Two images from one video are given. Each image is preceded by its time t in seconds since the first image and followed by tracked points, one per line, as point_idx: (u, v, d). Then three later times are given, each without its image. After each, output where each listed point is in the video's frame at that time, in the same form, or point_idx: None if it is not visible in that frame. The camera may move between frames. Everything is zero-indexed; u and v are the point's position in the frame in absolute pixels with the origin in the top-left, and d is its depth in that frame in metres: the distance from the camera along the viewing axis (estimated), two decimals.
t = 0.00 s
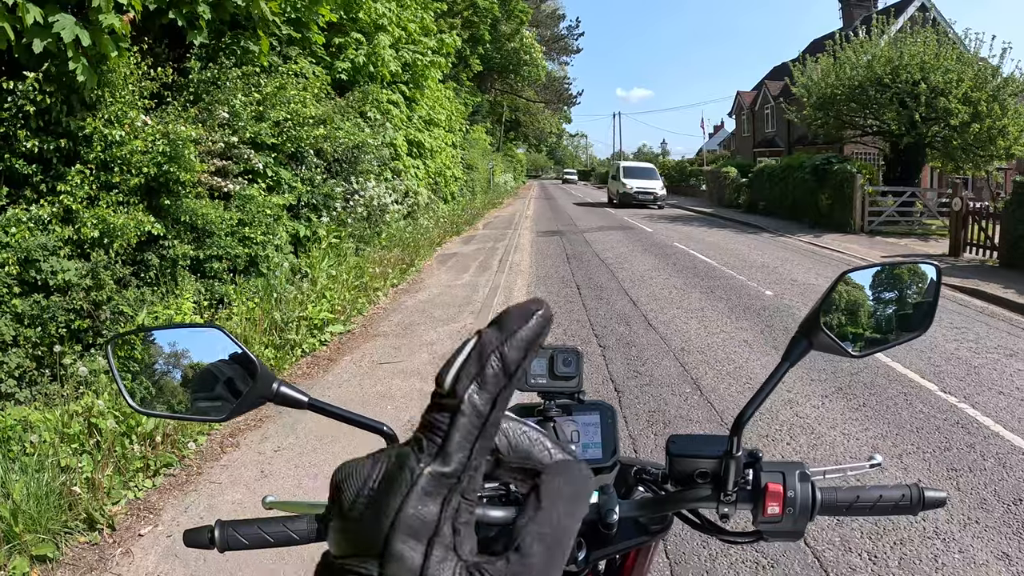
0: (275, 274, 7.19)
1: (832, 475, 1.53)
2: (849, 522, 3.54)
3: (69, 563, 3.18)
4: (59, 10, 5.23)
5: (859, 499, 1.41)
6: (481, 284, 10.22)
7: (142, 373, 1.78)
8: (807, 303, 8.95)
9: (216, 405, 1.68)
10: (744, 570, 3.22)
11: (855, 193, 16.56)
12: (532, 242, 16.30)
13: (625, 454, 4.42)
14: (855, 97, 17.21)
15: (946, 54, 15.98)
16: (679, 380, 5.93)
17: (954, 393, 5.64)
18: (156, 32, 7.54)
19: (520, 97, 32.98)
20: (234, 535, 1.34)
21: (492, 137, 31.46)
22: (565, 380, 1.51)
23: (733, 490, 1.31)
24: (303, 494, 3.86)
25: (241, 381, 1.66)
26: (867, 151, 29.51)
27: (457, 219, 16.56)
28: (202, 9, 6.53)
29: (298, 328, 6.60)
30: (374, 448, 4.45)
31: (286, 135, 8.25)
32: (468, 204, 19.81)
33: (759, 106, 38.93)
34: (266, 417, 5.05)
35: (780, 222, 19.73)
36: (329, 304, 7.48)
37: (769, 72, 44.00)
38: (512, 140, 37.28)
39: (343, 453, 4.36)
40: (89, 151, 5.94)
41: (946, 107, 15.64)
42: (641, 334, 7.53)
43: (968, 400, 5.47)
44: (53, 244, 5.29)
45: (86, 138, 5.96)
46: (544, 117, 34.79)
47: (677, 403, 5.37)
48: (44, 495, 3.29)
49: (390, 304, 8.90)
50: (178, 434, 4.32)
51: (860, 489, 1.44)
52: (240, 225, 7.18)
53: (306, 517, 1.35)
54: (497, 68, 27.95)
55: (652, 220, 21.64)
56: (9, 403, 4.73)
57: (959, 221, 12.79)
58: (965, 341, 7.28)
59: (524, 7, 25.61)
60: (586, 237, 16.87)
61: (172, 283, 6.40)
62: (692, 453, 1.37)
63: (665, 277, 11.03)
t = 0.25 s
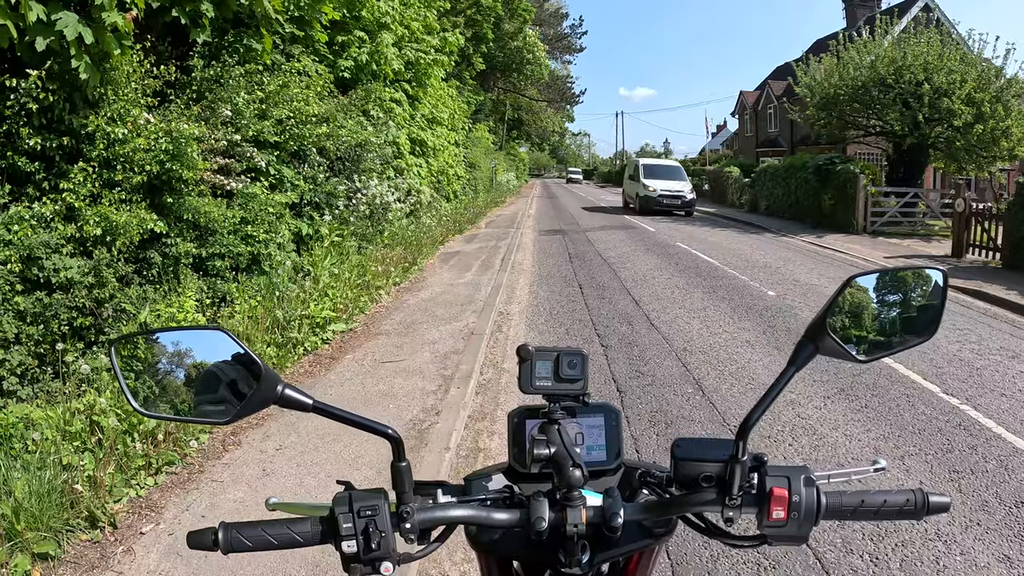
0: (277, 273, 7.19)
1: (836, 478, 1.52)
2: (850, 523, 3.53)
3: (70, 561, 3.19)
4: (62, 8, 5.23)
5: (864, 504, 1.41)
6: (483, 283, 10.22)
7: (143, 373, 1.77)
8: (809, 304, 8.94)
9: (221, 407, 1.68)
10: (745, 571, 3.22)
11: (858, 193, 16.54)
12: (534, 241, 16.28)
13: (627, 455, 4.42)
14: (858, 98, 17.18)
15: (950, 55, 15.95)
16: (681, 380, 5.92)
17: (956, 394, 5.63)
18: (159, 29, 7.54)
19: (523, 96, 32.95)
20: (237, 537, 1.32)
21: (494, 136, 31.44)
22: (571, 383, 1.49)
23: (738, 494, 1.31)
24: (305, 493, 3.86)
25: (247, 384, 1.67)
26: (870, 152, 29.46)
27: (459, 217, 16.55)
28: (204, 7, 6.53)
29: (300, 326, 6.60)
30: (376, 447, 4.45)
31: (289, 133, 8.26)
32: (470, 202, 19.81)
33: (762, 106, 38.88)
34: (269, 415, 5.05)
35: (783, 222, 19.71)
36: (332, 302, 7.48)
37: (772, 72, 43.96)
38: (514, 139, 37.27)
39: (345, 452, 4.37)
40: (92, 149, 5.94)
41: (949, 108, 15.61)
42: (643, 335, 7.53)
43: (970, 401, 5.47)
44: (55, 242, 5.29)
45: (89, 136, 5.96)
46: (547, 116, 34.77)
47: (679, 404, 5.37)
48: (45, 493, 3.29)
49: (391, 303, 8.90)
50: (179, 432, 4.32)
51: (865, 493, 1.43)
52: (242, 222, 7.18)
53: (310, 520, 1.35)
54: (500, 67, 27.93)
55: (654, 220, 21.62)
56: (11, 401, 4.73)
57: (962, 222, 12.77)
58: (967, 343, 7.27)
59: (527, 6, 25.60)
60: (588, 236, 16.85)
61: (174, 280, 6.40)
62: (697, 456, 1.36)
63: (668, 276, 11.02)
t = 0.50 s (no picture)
0: (279, 271, 7.19)
1: (841, 477, 1.52)
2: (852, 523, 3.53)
3: (72, 558, 3.19)
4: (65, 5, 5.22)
5: (869, 502, 1.40)
6: (485, 281, 10.22)
7: (147, 370, 1.77)
8: (811, 303, 8.93)
9: (224, 405, 1.68)
10: (747, 570, 3.22)
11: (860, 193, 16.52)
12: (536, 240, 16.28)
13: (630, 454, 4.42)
14: (861, 97, 17.17)
15: (952, 55, 15.92)
16: (683, 380, 5.92)
17: (958, 395, 5.63)
18: (162, 27, 7.54)
19: (525, 95, 32.93)
20: (243, 534, 1.32)
21: (496, 135, 31.42)
22: (578, 381, 1.48)
23: (745, 492, 1.30)
24: (307, 491, 3.87)
25: (249, 382, 1.67)
26: (872, 152, 29.42)
27: (461, 216, 16.54)
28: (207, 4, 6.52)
29: (302, 324, 6.60)
30: (379, 445, 4.45)
31: (291, 131, 8.26)
32: (472, 201, 19.79)
33: (765, 106, 38.83)
34: (271, 413, 5.05)
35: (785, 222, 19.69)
36: (334, 300, 7.48)
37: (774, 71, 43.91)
38: (516, 138, 37.26)
39: (346, 451, 4.37)
40: (95, 146, 5.95)
41: (952, 108, 15.59)
42: (646, 334, 7.52)
43: (972, 402, 5.46)
44: (58, 239, 5.29)
45: (92, 134, 5.97)
46: (549, 115, 34.75)
47: (681, 403, 5.36)
48: (47, 489, 3.30)
49: (394, 301, 8.90)
50: (181, 429, 4.32)
51: (871, 491, 1.43)
52: (245, 221, 7.18)
53: (316, 517, 1.34)
54: (502, 65, 27.91)
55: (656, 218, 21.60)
56: (13, 398, 4.73)
57: (964, 222, 12.76)
58: (970, 343, 7.27)
59: (530, 5, 25.58)
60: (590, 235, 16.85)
61: (176, 278, 6.40)
62: (705, 454, 1.35)
63: (670, 276, 11.01)
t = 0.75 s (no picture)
0: (281, 270, 7.17)
1: (859, 479, 1.49)
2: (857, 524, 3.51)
3: (74, 559, 3.17)
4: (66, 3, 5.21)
5: (890, 506, 1.38)
6: (487, 281, 10.19)
7: (149, 369, 1.74)
8: (814, 303, 8.90)
9: (228, 408, 1.65)
10: (752, 571, 3.19)
11: (863, 193, 16.48)
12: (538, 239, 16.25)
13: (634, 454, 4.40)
14: (863, 97, 17.13)
15: (954, 55, 15.88)
16: (686, 379, 5.90)
17: (962, 395, 5.60)
18: (164, 26, 7.52)
19: (527, 94, 32.90)
20: (251, 540, 1.30)
21: (498, 134, 31.39)
22: (593, 382, 1.46)
23: (764, 496, 1.28)
24: (309, 491, 3.84)
25: (254, 383, 1.64)
26: (874, 151, 29.38)
27: (462, 215, 16.52)
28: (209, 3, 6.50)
29: (304, 323, 6.58)
30: (381, 445, 4.43)
31: (293, 130, 8.23)
32: (474, 200, 19.76)
33: (767, 105, 38.77)
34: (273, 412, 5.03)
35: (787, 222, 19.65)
36: (336, 299, 7.46)
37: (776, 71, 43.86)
38: (518, 137, 37.24)
39: (349, 450, 4.34)
40: (96, 145, 5.93)
41: (954, 108, 15.55)
42: (649, 333, 7.49)
43: (975, 402, 5.43)
44: (59, 238, 5.27)
45: (93, 132, 5.95)
46: (551, 114, 34.71)
47: (684, 403, 5.34)
48: (48, 489, 3.28)
49: (396, 300, 8.88)
50: (183, 429, 4.30)
51: (891, 495, 1.40)
52: (247, 219, 7.16)
53: (326, 523, 1.32)
54: (504, 64, 27.87)
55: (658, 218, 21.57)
56: (15, 398, 4.71)
57: (966, 222, 12.73)
58: (973, 343, 7.24)
59: (531, 4, 25.56)
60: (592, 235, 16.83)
61: (178, 277, 6.38)
62: (723, 457, 1.33)
63: (673, 275, 10.99)
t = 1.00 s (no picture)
0: (282, 269, 7.11)
1: (888, 482, 1.43)
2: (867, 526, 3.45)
3: (72, 562, 3.11)
4: None
5: (923, 510, 1.31)
6: (489, 280, 10.13)
7: (147, 369, 1.68)
8: (818, 302, 8.84)
9: (228, 413, 1.59)
10: (761, 573, 3.13)
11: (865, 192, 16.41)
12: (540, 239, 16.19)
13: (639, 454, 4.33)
14: (865, 96, 17.07)
15: (957, 54, 15.82)
16: (691, 379, 5.84)
17: (969, 394, 5.54)
18: (164, 23, 7.45)
19: (528, 94, 32.84)
20: (253, 552, 1.23)
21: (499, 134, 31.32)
22: (613, 383, 1.40)
23: (795, 502, 1.21)
24: (311, 493, 3.78)
25: (254, 387, 1.57)
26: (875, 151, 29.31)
27: (464, 215, 16.45)
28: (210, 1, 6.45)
29: (306, 323, 6.52)
30: (383, 445, 4.37)
31: (295, 129, 8.16)
32: (476, 200, 19.69)
33: (768, 105, 38.71)
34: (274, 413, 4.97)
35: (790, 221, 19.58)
36: (337, 298, 7.41)
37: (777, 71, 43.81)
38: (520, 137, 37.18)
39: (351, 451, 4.28)
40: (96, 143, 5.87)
41: (957, 107, 15.49)
42: (652, 333, 7.43)
43: (982, 402, 5.37)
44: (58, 236, 5.21)
45: (93, 130, 5.89)
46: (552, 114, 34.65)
47: (689, 403, 5.28)
48: (46, 491, 3.22)
49: (397, 300, 8.82)
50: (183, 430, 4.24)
51: (922, 498, 1.34)
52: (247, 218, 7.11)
53: (333, 534, 1.26)
54: (505, 64, 27.81)
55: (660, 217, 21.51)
56: (13, 398, 4.65)
57: (969, 221, 12.67)
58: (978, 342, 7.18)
59: (533, 4, 25.51)
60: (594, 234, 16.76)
61: (178, 276, 6.32)
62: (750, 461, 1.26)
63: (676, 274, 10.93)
